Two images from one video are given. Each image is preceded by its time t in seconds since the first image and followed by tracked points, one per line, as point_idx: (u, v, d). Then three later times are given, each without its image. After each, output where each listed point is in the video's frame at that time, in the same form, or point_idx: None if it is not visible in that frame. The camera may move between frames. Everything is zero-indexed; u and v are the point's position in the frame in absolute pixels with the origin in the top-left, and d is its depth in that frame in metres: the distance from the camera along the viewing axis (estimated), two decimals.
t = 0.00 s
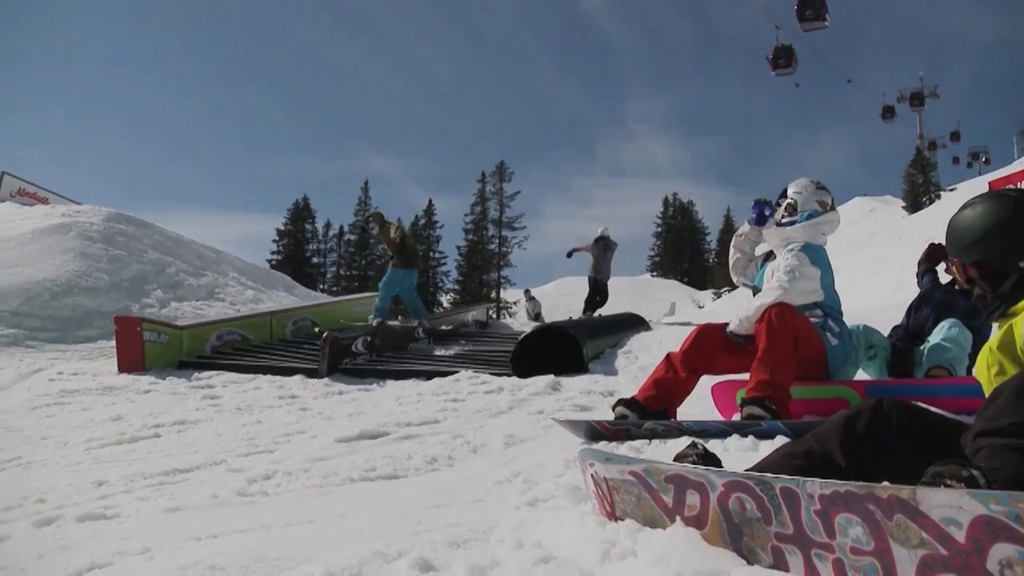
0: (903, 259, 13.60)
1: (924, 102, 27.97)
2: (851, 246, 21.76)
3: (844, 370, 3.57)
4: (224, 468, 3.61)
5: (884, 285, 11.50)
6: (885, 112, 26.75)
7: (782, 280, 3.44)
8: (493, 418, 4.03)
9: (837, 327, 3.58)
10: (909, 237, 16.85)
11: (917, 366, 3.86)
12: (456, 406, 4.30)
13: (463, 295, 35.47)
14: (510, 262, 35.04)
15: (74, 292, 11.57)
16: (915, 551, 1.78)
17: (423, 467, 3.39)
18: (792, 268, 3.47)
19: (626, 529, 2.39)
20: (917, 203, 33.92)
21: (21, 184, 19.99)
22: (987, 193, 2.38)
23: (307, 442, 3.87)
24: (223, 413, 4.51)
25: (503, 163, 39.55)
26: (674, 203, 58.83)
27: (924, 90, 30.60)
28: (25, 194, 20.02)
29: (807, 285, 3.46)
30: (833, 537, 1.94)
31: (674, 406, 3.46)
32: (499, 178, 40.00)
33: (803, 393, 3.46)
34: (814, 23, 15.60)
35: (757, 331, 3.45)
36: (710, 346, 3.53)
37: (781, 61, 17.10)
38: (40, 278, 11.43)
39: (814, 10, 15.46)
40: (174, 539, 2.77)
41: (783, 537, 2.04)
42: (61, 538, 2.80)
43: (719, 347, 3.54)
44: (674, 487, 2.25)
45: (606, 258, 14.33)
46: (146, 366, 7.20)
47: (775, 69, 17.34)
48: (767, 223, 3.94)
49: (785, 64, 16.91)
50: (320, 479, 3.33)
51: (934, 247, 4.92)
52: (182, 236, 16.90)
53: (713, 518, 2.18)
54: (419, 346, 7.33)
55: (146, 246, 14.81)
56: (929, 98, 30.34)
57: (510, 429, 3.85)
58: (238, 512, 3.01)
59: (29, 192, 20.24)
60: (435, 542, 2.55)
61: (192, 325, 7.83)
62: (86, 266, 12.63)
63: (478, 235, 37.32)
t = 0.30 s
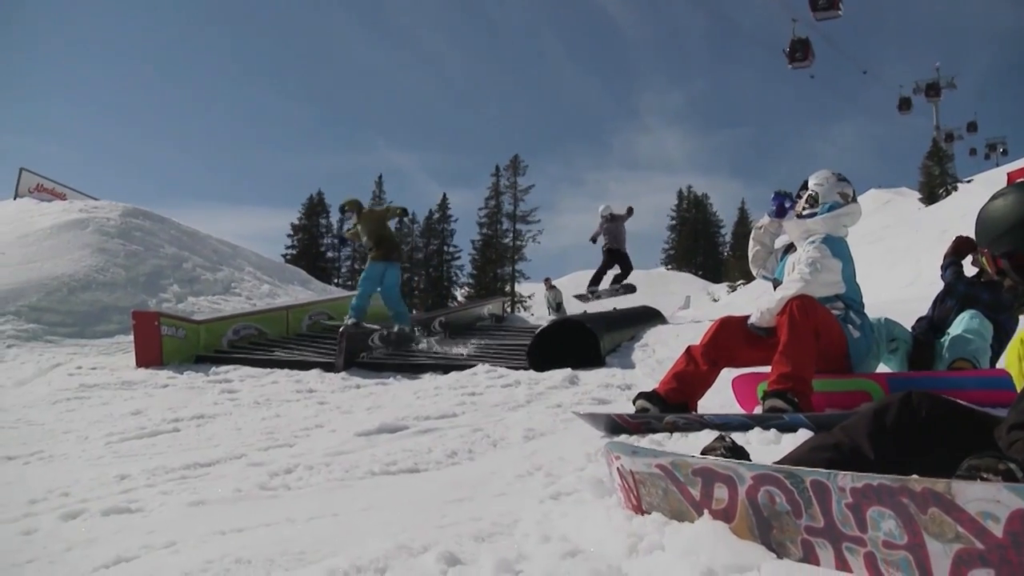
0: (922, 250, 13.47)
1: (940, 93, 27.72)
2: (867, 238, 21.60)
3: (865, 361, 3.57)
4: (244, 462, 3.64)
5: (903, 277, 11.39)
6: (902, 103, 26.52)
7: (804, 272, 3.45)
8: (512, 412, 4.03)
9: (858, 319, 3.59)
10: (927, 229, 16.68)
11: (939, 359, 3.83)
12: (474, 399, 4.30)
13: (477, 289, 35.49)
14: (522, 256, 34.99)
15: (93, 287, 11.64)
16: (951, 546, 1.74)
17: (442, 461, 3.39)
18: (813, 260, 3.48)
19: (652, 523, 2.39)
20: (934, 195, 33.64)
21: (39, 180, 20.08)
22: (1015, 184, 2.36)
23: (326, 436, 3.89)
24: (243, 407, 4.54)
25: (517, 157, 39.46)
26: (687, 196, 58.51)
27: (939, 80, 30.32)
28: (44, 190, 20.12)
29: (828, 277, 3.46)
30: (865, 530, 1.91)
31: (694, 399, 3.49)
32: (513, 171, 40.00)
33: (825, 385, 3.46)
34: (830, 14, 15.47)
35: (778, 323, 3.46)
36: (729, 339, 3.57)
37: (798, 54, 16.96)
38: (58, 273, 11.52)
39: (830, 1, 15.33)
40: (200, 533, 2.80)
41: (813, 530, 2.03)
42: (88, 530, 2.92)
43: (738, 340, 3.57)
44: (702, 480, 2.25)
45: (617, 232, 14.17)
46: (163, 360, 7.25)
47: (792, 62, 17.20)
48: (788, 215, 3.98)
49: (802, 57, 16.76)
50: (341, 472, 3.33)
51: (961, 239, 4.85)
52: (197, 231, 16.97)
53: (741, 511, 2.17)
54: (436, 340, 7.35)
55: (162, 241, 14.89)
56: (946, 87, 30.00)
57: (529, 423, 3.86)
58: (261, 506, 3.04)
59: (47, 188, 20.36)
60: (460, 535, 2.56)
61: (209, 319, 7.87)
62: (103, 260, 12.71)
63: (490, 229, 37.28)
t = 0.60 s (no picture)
0: (933, 245, 13.42)
1: (948, 87, 27.64)
2: (875, 234, 21.54)
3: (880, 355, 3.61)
4: (257, 459, 3.66)
5: (913, 271, 11.35)
6: (910, 98, 26.40)
7: (817, 267, 3.48)
8: (524, 409, 4.04)
9: (873, 314, 3.64)
10: (937, 224, 16.62)
11: (955, 355, 3.83)
12: (485, 396, 4.30)
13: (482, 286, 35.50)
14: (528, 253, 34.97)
15: (102, 285, 11.67)
16: (976, 542, 1.72)
17: (455, 458, 3.40)
18: (826, 256, 3.52)
19: (669, 521, 2.38)
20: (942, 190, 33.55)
21: (49, 179, 20.11)
22: None
23: (338, 433, 3.90)
24: (254, 405, 4.56)
25: (525, 153, 39.43)
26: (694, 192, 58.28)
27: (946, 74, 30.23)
28: (54, 189, 20.15)
29: (841, 273, 3.51)
30: (888, 526, 1.90)
31: (708, 396, 3.50)
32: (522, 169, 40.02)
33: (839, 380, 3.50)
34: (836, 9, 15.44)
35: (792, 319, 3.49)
36: (743, 334, 3.58)
37: (807, 50, 16.91)
38: (68, 272, 11.55)
39: None
40: (216, 531, 2.81)
41: (835, 526, 2.01)
42: (104, 527, 2.96)
43: (751, 336, 3.59)
44: (721, 476, 2.26)
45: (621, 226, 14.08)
46: (173, 358, 7.28)
47: (801, 58, 17.16)
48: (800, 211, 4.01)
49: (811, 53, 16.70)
50: (354, 469, 3.34)
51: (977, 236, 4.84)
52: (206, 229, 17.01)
53: (761, 506, 2.16)
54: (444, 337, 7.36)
55: (172, 240, 14.94)
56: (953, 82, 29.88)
57: (541, 419, 3.86)
58: (275, 504, 3.04)
59: (57, 188, 20.41)
60: (476, 532, 2.57)
61: (218, 317, 7.90)
62: (113, 259, 12.74)
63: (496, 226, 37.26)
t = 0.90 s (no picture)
0: (944, 241, 13.35)
1: (956, 83, 27.55)
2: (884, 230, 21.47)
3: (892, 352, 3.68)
4: (269, 457, 3.68)
5: (923, 268, 11.30)
6: (920, 95, 26.28)
7: (832, 263, 3.53)
8: (536, 406, 4.03)
9: (887, 311, 3.69)
10: (948, 220, 16.55)
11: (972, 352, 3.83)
12: (496, 392, 4.30)
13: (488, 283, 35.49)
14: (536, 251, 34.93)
15: (112, 282, 11.69)
16: (1004, 540, 1.71)
17: (469, 454, 3.40)
18: (840, 251, 3.57)
19: (689, 519, 2.38)
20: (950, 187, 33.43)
21: (58, 176, 20.11)
22: None
23: (350, 430, 3.90)
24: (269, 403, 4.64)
25: (533, 151, 39.38)
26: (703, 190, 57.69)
27: (953, 70, 30.12)
28: (64, 186, 20.17)
29: (855, 269, 3.55)
30: (912, 523, 1.88)
31: (721, 393, 3.53)
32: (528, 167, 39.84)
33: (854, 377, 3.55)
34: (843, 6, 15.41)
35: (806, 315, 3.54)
36: (757, 331, 3.64)
37: (818, 47, 16.85)
38: (78, 269, 11.58)
39: None
40: (232, 528, 2.83)
41: (858, 523, 2.00)
42: (120, 526, 3.03)
43: (764, 333, 3.65)
44: (741, 472, 2.26)
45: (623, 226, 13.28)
46: (183, 355, 7.30)
47: (811, 56, 17.10)
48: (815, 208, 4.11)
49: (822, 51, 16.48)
50: (369, 466, 3.35)
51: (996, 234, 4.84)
52: (215, 227, 17.03)
53: (782, 503, 2.16)
54: (453, 334, 7.37)
55: (181, 238, 14.97)
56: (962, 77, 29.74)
57: (553, 416, 3.86)
58: (291, 501, 3.05)
59: (67, 185, 20.42)
60: (493, 529, 2.57)
61: (228, 315, 7.91)
62: (122, 256, 12.76)
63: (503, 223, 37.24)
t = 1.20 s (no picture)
0: (956, 236, 13.27)
1: (967, 77, 27.39)
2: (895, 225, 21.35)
3: (906, 346, 3.70)
4: (283, 452, 3.70)
5: (935, 263, 11.24)
6: (931, 90, 26.12)
7: (846, 258, 3.57)
8: (548, 401, 4.05)
9: (901, 306, 3.72)
10: (960, 215, 16.45)
11: (989, 348, 3.84)
12: (507, 388, 4.31)
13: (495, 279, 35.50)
14: (545, 246, 34.89)
15: (123, 278, 11.74)
16: None
17: (482, 449, 3.40)
18: (855, 247, 3.61)
19: (706, 514, 2.38)
20: (961, 182, 33.28)
21: (69, 172, 20.10)
22: None
23: (362, 425, 3.91)
24: (279, 400, 4.79)
25: (542, 147, 39.30)
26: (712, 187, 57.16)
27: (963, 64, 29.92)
28: (74, 183, 20.19)
29: (870, 264, 3.59)
30: (934, 519, 1.87)
31: (734, 387, 3.58)
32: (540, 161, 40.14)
33: (868, 372, 3.56)
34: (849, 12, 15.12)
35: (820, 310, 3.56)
36: (770, 325, 3.70)
37: (829, 43, 16.75)
38: (88, 265, 11.61)
39: None
40: (247, 522, 2.84)
41: (878, 518, 1.99)
42: (139, 519, 3.07)
43: (777, 328, 3.71)
44: (759, 467, 2.26)
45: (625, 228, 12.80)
46: (194, 350, 7.33)
47: (822, 51, 17.00)
48: (829, 201, 4.14)
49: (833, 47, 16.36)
50: (382, 460, 3.35)
51: (1012, 231, 4.84)
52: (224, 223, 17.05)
53: (800, 498, 2.16)
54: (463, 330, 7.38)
55: (191, 234, 15.00)
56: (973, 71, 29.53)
57: (565, 411, 3.87)
58: (306, 495, 3.07)
59: (77, 181, 20.43)
60: (509, 523, 2.57)
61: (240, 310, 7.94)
62: (132, 253, 12.80)
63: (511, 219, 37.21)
